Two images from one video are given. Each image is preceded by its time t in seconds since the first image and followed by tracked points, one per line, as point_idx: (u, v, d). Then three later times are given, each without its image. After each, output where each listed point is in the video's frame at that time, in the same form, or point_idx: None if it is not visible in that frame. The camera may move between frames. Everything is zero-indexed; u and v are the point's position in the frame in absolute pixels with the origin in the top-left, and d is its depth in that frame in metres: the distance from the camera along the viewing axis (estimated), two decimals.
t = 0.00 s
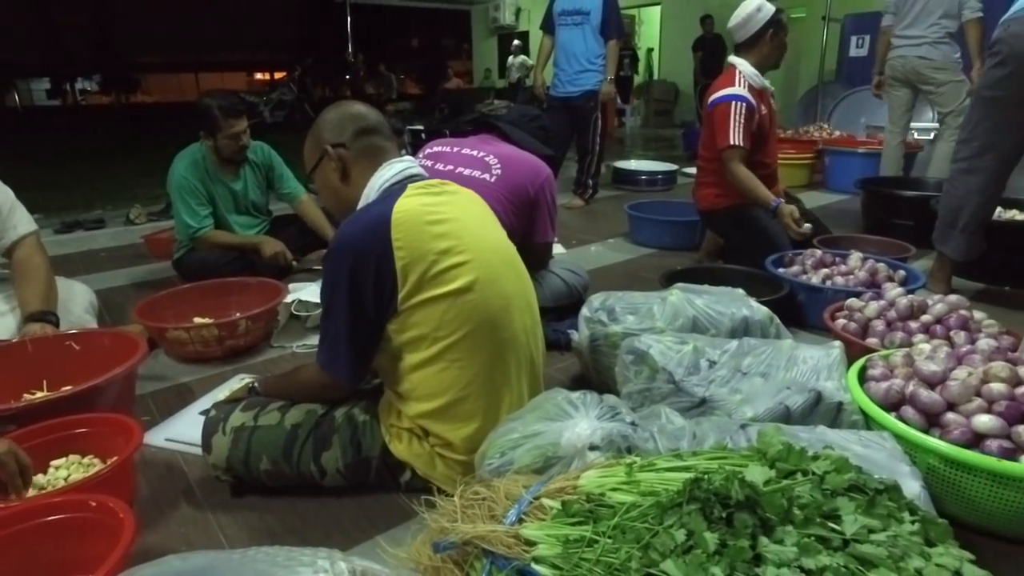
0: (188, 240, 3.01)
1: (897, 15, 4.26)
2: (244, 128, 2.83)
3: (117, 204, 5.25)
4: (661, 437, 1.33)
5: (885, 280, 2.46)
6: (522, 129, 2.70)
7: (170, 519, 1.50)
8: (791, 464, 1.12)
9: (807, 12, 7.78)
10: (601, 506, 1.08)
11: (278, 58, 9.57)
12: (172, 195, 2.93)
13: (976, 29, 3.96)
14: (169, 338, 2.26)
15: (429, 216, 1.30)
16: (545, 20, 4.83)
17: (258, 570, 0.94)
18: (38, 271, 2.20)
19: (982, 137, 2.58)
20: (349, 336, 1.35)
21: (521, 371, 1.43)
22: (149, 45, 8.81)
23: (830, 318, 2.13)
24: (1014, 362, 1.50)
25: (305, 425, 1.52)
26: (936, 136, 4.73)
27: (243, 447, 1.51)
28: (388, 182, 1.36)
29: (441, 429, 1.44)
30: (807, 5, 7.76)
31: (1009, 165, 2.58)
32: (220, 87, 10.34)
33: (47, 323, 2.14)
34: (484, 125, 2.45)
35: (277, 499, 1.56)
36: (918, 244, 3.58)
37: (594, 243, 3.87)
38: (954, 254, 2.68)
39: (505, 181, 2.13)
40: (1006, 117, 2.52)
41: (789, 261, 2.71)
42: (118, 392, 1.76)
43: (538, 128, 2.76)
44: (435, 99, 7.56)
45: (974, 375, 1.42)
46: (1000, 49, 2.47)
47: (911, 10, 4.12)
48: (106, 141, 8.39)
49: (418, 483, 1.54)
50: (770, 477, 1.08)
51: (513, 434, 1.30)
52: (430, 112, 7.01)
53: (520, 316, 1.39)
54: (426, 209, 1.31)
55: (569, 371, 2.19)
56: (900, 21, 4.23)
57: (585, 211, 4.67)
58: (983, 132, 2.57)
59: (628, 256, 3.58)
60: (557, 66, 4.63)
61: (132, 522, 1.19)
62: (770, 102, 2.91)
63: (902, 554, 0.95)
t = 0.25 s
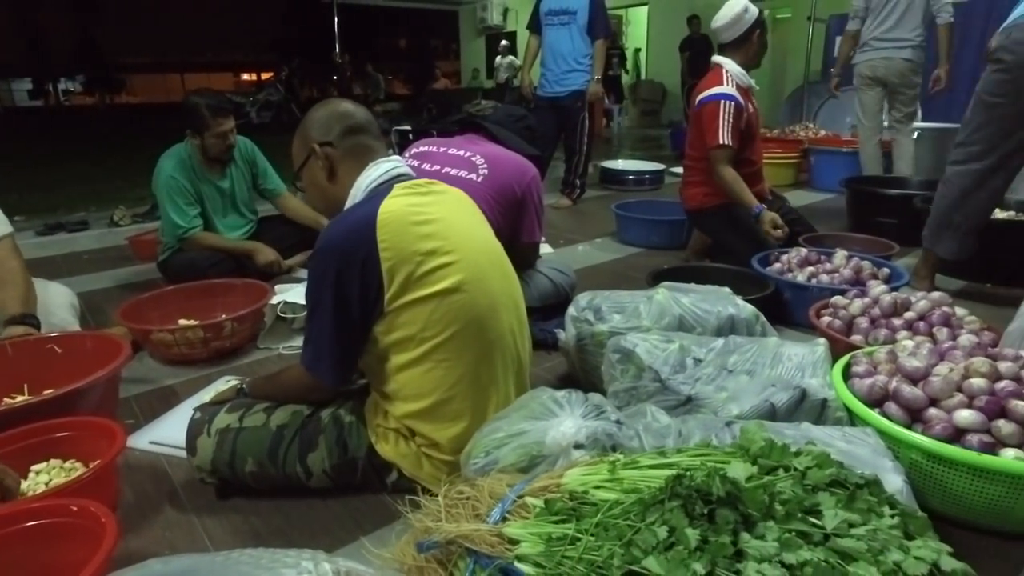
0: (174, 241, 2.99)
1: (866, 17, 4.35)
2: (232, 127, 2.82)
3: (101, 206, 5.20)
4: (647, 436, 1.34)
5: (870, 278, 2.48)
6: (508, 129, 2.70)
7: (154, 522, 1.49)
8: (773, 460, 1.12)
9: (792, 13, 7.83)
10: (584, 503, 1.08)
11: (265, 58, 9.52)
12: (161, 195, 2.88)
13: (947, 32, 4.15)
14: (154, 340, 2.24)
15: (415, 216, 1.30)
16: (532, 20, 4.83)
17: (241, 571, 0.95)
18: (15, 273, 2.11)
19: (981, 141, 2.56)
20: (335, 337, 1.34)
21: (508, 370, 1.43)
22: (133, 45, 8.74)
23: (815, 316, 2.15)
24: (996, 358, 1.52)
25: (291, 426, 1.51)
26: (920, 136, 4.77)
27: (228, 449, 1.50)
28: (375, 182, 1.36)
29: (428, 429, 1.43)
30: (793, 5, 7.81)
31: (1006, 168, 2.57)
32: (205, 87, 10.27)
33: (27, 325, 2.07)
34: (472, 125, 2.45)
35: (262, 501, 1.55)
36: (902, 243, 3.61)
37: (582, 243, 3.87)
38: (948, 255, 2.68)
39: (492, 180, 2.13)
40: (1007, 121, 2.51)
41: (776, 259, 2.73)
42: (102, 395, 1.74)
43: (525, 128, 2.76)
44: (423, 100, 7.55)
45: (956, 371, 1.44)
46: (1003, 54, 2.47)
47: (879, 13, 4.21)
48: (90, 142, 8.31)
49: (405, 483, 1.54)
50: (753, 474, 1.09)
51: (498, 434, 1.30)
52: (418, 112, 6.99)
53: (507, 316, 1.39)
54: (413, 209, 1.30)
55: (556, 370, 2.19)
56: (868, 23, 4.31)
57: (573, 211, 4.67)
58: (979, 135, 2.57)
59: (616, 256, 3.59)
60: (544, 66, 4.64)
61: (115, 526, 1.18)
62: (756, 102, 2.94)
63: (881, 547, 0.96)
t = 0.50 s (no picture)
0: (161, 242, 2.97)
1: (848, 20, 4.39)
2: (221, 127, 2.80)
3: (85, 208, 5.15)
4: (632, 436, 1.34)
5: (854, 277, 2.50)
6: (494, 130, 2.70)
7: (139, 528, 1.48)
8: (754, 459, 1.13)
9: (778, 14, 7.87)
10: (567, 505, 1.08)
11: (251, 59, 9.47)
12: (149, 195, 2.85)
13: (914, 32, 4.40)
14: (138, 344, 2.23)
15: (400, 219, 1.30)
16: (519, 20, 4.83)
17: None
18: None
19: (998, 135, 2.35)
20: (320, 340, 1.34)
21: (494, 372, 1.43)
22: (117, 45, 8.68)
23: (800, 315, 2.16)
24: (975, 356, 1.54)
25: (277, 429, 1.50)
26: (904, 136, 4.81)
27: (214, 452, 1.49)
28: (359, 185, 1.35)
29: (414, 431, 1.43)
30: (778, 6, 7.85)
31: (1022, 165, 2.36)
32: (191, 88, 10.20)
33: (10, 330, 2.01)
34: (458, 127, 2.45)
35: (248, 505, 1.55)
36: (886, 242, 3.64)
37: (570, 243, 3.88)
38: (954, 255, 2.47)
39: (477, 181, 2.14)
40: None
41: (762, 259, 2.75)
42: (86, 399, 1.73)
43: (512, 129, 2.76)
44: (410, 101, 7.53)
45: (937, 369, 1.46)
46: None
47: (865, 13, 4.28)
48: (74, 143, 8.24)
49: (392, 486, 1.53)
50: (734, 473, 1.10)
51: (484, 436, 1.30)
52: (406, 113, 6.98)
53: (493, 318, 1.39)
54: (397, 212, 1.30)
55: (544, 371, 2.19)
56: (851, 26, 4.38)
57: (561, 212, 4.68)
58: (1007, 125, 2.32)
59: (604, 256, 3.60)
60: (531, 66, 4.64)
61: (98, 532, 1.17)
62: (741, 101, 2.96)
63: (859, 545, 0.97)
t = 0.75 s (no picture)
0: (147, 244, 2.94)
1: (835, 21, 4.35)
2: (209, 126, 2.79)
3: (71, 210, 5.11)
4: (620, 437, 1.34)
5: (841, 277, 2.52)
6: (482, 131, 2.70)
7: (124, 533, 1.47)
8: (739, 460, 1.14)
9: (765, 14, 7.90)
10: (554, 507, 1.09)
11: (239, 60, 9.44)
12: (134, 196, 2.83)
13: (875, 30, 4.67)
14: (124, 347, 2.21)
15: (385, 222, 1.30)
16: (507, 21, 4.83)
17: None
18: None
19: (989, 136, 2.23)
20: (306, 344, 1.34)
21: (481, 374, 1.43)
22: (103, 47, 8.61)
23: (787, 314, 2.18)
24: (959, 354, 1.56)
25: (265, 433, 1.50)
26: (889, 136, 4.85)
27: (201, 456, 1.48)
28: (343, 188, 1.35)
29: (403, 434, 1.43)
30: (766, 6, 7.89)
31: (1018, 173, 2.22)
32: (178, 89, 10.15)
33: None
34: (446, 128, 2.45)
35: (235, 510, 1.54)
36: (872, 242, 3.67)
37: (558, 244, 3.89)
38: (966, 275, 2.27)
39: (466, 183, 2.13)
40: None
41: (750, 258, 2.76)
42: (71, 404, 1.72)
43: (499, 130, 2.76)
44: (399, 102, 7.53)
45: (921, 367, 1.48)
46: None
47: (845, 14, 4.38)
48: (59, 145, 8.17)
49: (381, 489, 1.53)
50: (719, 474, 1.10)
51: (472, 438, 1.30)
52: (395, 114, 6.97)
53: (479, 320, 1.39)
54: (382, 215, 1.30)
55: (532, 372, 2.19)
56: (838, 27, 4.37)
57: (550, 213, 4.69)
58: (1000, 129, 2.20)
59: (592, 256, 3.60)
60: (519, 67, 4.64)
61: (81, 538, 1.16)
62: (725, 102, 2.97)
63: (842, 544, 0.97)
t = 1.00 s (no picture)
0: (132, 247, 2.92)
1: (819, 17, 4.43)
2: (190, 130, 2.77)
3: (56, 213, 5.07)
4: (606, 438, 1.35)
5: (827, 277, 2.54)
6: (470, 133, 2.70)
7: (110, 540, 1.46)
8: (723, 461, 1.15)
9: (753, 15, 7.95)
10: (538, 509, 1.09)
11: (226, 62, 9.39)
12: (116, 199, 2.81)
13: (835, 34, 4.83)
14: (110, 352, 2.19)
15: (372, 225, 1.30)
16: (495, 22, 4.83)
17: None
18: None
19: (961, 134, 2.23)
20: (294, 347, 1.34)
21: (469, 375, 1.43)
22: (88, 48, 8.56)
23: (774, 314, 2.19)
24: (942, 353, 1.57)
25: (252, 437, 1.49)
26: (874, 137, 4.89)
27: (187, 461, 1.48)
28: (330, 192, 1.35)
29: (391, 437, 1.43)
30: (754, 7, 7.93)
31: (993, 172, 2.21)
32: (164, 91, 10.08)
33: None
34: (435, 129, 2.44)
35: (223, 514, 1.53)
36: (858, 242, 3.70)
37: (547, 245, 3.89)
38: (948, 276, 2.27)
39: (454, 186, 2.13)
40: (1006, 115, 2.17)
41: (738, 259, 2.78)
42: (55, 410, 1.70)
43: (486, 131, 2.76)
44: (388, 103, 7.51)
45: (905, 367, 1.49)
46: (1004, 34, 2.17)
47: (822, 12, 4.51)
48: (44, 147, 8.10)
49: (370, 491, 1.53)
50: (702, 475, 1.11)
51: (460, 440, 1.30)
52: (383, 115, 6.96)
53: (467, 322, 1.39)
54: (369, 218, 1.30)
55: (521, 373, 2.20)
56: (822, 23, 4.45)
57: (539, 214, 4.69)
58: (976, 128, 2.20)
59: (581, 257, 3.61)
60: (507, 68, 4.64)
61: (66, 545, 1.15)
62: (717, 106, 2.98)
63: (823, 543, 0.98)
